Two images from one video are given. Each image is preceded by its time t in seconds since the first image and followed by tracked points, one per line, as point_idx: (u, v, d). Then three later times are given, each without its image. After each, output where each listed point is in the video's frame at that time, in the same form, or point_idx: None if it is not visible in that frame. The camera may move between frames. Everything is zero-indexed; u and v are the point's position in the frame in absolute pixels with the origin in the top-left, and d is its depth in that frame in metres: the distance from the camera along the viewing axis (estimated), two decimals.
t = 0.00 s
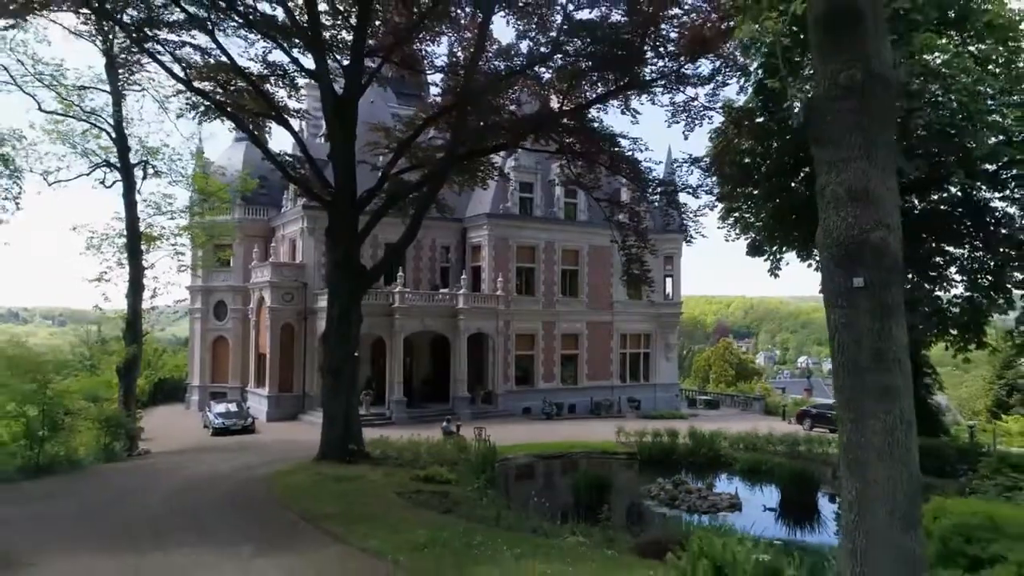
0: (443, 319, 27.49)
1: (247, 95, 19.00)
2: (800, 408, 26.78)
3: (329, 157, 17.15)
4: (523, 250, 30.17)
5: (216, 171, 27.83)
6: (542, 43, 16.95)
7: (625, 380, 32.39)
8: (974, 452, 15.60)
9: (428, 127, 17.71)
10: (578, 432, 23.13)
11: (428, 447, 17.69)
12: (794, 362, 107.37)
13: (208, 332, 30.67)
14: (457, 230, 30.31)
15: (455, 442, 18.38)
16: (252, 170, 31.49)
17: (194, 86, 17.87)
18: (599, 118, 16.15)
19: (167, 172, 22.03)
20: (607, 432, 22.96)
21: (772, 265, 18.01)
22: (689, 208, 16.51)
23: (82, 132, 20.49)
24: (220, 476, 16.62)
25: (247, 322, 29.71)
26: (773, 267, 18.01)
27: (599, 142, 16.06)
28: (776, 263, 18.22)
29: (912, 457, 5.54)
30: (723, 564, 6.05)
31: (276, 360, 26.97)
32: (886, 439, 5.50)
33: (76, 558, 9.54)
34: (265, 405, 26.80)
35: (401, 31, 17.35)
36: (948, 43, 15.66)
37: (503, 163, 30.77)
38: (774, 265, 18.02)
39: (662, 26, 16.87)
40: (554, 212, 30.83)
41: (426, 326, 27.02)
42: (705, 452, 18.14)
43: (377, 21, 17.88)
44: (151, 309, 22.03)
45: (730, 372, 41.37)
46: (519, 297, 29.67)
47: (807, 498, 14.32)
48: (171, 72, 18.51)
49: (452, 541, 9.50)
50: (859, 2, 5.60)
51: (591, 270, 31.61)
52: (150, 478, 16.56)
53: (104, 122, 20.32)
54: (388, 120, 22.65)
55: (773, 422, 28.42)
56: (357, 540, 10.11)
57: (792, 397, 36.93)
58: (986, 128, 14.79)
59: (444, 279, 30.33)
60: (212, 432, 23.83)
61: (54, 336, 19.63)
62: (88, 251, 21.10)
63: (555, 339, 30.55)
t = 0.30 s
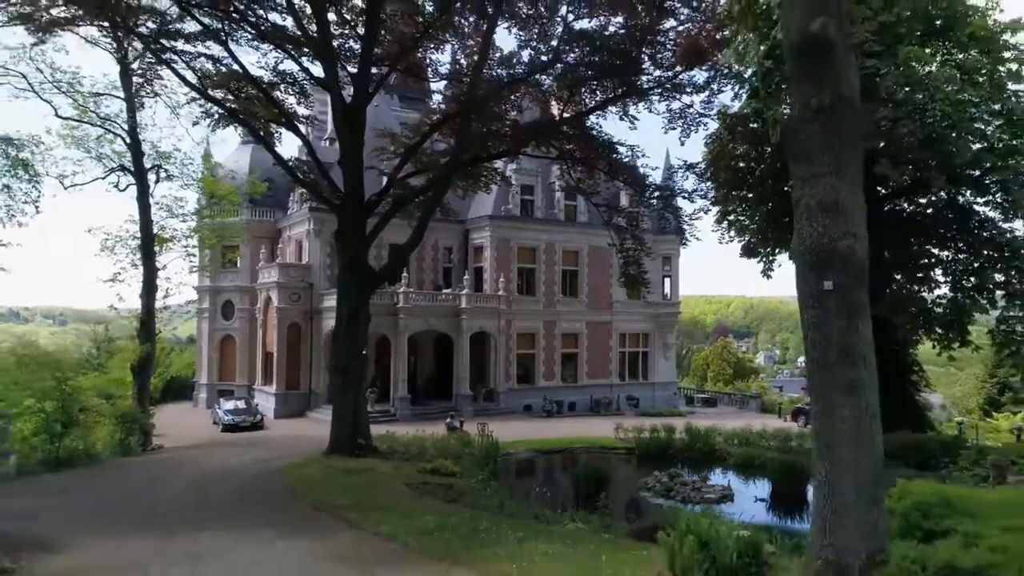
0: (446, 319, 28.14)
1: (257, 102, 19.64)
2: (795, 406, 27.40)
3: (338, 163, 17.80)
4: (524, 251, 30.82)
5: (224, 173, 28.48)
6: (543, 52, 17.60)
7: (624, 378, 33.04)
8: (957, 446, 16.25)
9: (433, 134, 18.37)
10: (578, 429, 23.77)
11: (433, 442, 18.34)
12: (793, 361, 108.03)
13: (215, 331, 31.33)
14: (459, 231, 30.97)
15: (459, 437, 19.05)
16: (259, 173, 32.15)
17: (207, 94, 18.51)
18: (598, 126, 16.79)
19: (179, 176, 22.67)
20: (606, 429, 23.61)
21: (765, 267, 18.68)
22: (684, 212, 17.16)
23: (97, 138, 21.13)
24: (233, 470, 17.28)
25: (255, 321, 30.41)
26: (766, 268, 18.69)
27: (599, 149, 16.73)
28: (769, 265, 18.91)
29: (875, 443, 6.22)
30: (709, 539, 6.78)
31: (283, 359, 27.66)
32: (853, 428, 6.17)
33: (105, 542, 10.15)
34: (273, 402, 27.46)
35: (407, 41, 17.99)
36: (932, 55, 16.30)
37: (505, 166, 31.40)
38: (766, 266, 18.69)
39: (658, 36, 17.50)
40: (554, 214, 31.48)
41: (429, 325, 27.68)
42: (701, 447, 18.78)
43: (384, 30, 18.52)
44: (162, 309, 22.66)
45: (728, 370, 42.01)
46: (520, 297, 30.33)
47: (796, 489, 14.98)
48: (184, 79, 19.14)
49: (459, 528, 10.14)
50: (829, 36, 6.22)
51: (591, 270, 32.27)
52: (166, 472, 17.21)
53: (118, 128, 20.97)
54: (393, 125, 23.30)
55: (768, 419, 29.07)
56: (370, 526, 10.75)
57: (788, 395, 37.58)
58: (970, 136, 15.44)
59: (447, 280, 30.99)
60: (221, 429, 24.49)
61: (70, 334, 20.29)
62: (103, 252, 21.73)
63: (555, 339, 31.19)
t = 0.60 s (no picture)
0: (449, 319, 28.78)
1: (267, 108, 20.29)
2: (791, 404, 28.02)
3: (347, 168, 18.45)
4: (525, 252, 31.46)
5: (232, 177, 29.15)
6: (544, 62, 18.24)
7: (624, 377, 33.67)
8: (942, 441, 16.90)
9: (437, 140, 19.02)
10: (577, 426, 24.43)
11: (437, 438, 18.98)
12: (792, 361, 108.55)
13: (223, 330, 31.98)
14: (461, 232, 31.63)
15: (463, 433, 19.70)
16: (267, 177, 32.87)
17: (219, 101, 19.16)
18: (597, 132, 17.45)
19: (189, 179, 23.30)
20: (605, 426, 24.25)
21: (758, 268, 19.34)
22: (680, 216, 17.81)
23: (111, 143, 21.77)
24: (246, 464, 17.93)
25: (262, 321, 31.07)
26: (759, 269, 19.35)
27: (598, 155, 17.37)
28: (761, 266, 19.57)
29: (846, 433, 6.88)
30: (696, 520, 7.34)
31: (290, 357, 28.32)
32: (826, 419, 6.82)
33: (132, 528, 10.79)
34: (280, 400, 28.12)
35: (412, 50, 18.65)
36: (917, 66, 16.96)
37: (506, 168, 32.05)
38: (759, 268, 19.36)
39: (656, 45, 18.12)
40: (555, 216, 32.14)
41: (432, 325, 28.33)
42: (697, 442, 19.42)
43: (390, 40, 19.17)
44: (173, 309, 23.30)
45: (726, 369, 42.62)
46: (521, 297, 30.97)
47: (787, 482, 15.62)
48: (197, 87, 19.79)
49: (465, 515, 10.79)
50: (804, 63, 6.86)
51: (591, 271, 32.92)
52: (181, 466, 17.88)
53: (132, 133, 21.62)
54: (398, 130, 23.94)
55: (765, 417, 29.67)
56: (380, 514, 11.40)
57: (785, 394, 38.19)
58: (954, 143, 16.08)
59: (449, 280, 31.64)
60: (230, 426, 25.15)
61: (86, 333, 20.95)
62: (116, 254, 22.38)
63: (556, 338, 31.82)
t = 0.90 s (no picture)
0: (451, 318, 29.43)
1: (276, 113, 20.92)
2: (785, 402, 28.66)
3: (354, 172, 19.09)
4: (526, 253, 32.10)
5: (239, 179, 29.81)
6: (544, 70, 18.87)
7: (622, 376, 34.32)
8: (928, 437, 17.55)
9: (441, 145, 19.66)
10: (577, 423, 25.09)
11: (441, 433, 19.63)
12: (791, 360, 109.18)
13: (229, 330, 32.61)
14: (463, 234, 32.28)
15: (466, 429, 20.34)
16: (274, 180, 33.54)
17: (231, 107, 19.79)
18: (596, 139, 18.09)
19: (199, 182, 23.93)
20: (604, 423, 24.90)
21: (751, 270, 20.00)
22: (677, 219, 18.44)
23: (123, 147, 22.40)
24: (256, 459, 18.58)
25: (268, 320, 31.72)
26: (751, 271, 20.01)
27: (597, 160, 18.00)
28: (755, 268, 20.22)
29: (822, 424, 7.52)
30: (684, 504, 8.07)
31: (296, 356, 28.98)
32: (804, 411, 7.47)
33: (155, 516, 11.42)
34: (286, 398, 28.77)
35: (417, 59, 19.29)
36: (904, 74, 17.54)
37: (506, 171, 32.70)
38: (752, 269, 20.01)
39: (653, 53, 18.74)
40: (555, 217, 32.79)
41: (435, 324, 28.97)
42: (692, 438, 20.06)
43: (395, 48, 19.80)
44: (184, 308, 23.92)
45: (723, 368, 43.27)
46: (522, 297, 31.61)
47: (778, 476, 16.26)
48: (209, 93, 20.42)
49: (470, 504, 11.42)
50: (784, 85, 7.49)
51: (590, 272, 33.57)
52: (194, 461, 18.52)
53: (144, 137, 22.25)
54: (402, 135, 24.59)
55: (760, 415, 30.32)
56: (390, 503, 12.03)
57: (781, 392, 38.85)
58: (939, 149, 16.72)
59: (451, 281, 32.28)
60: (239, 422, 25.81)
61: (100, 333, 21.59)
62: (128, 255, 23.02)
63: (556, 337, 32.46)
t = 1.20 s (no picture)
0: (453, 318, 30.06)
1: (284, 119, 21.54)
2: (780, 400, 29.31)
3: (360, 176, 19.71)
4: (526, 254, 32.72)
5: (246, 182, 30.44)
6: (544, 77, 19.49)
7: (621, 374, 34.94)
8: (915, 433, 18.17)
9: (444, 150, 20.28)
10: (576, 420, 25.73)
11: (444, 430, 20.25)
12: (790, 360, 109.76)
13: (235, 329, 33.23)
14: (465, 235, 32.91)
15: (468, 425, 20.97)
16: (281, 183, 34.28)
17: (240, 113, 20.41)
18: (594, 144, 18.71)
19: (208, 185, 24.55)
20: (602, 420, 25.53)
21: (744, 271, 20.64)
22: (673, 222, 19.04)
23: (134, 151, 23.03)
24: (266, 454, 19.20)
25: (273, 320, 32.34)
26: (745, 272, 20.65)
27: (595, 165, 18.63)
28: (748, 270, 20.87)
29: (800, 416, 8.17)
30: (674, 491, 8.70)
31: (301, 355, 29.61)
32: (783, 404, 8.12)
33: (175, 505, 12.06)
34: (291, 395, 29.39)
35: (420, 67, 19.92)
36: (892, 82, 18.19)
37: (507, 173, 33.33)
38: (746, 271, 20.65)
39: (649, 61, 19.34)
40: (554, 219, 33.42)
41: (438, 324, 29.59)
42: (688, 434, 20.68)
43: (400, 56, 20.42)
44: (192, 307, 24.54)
45: (721, 367, 43.88)
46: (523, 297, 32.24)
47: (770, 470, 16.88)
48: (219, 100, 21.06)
49: (473, 493, 12.06)
50: (765, 103, 8.12)
51: (589, 272, 34.21)
52: (206, 456, 19.14)
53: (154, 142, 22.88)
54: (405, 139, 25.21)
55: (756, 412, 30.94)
56: (397, 493, 12.66)
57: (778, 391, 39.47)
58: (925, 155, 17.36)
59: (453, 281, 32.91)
60: (246, 419, 26.44)
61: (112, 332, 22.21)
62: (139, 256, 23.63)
63: (556, 337, 33.08)
